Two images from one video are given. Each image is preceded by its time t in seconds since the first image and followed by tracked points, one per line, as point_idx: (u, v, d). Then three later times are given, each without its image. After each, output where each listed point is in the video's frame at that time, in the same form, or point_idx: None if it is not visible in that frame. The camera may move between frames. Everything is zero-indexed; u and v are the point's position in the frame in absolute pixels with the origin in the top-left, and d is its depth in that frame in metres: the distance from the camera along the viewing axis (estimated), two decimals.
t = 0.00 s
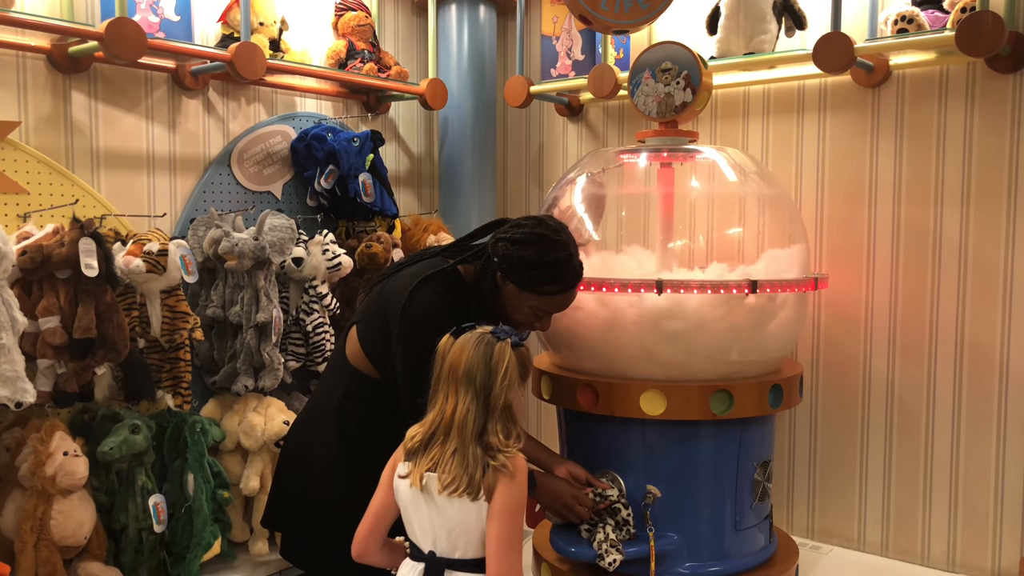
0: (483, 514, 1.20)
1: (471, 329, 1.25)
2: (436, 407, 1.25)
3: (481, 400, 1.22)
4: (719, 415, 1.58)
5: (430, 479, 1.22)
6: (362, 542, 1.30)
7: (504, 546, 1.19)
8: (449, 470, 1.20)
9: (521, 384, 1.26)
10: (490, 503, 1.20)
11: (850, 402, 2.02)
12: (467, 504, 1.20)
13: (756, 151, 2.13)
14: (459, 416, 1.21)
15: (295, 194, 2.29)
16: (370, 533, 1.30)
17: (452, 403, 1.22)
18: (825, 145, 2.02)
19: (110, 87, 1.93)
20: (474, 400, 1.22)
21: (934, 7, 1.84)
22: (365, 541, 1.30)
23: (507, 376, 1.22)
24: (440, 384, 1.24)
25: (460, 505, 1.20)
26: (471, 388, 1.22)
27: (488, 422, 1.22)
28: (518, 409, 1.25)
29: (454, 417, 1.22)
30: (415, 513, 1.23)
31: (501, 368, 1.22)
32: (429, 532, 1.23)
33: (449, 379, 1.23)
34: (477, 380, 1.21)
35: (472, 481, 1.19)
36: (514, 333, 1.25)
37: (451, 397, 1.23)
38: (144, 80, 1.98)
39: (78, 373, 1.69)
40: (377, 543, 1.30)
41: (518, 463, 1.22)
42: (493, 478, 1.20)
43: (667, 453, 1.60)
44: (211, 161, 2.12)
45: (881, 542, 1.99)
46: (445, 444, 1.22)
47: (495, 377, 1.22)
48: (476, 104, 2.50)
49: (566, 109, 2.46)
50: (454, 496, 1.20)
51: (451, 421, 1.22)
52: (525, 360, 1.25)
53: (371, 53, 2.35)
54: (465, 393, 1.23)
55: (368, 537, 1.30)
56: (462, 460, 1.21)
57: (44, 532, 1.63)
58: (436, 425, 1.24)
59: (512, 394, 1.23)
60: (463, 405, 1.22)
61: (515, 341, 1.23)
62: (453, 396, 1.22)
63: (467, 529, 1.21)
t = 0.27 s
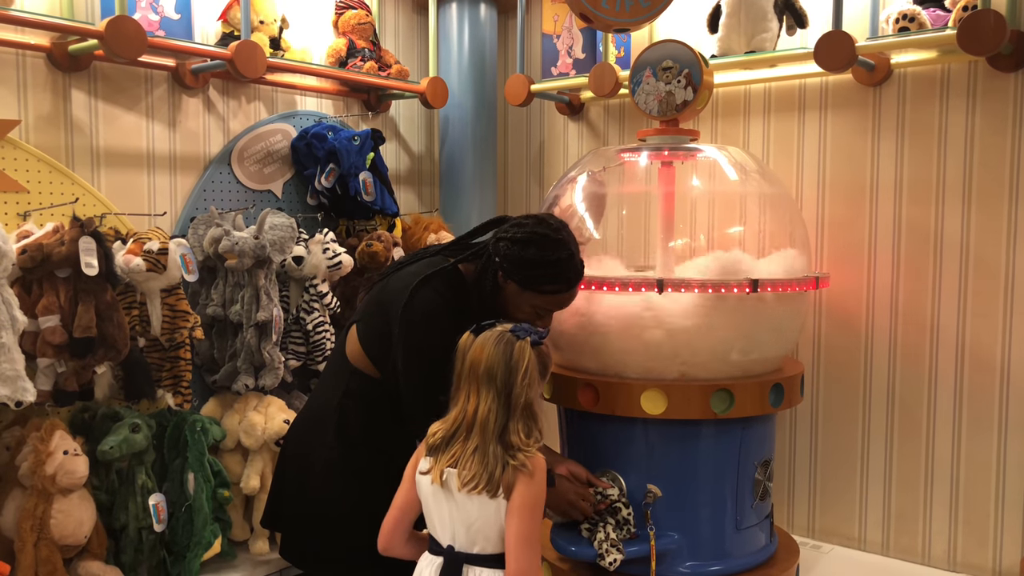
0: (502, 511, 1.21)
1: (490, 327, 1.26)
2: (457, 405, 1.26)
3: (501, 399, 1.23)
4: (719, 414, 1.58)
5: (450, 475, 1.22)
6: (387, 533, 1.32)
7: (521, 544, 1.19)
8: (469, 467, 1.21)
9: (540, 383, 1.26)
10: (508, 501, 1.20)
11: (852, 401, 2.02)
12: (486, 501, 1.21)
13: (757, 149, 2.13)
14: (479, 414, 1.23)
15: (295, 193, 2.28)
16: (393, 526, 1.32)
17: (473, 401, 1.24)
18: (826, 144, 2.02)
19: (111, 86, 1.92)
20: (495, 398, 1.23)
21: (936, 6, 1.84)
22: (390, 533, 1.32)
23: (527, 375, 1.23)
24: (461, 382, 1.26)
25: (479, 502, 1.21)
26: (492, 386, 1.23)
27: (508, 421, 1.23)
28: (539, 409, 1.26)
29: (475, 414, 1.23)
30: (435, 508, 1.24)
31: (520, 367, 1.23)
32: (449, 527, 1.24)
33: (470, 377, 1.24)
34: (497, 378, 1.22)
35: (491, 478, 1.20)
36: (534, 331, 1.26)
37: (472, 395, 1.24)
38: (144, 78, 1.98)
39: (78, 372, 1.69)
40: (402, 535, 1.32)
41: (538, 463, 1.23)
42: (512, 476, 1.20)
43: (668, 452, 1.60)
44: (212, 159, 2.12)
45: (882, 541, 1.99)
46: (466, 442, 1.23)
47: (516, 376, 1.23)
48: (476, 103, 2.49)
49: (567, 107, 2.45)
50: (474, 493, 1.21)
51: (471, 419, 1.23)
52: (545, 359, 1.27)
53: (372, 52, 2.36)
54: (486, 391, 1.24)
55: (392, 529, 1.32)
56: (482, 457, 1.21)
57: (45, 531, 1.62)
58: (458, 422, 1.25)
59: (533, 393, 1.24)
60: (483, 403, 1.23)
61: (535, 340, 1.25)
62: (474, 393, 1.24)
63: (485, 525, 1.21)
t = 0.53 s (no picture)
0: (512, 508, 1.21)
1: (499, 325, 1.26)
2: (468, 402, 1.26)
3: (511, 396, 1.23)
4: (720, 413, 1.58)
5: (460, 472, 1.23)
6: (398, 529, 1.32)
7: (531, 541, 1.19)
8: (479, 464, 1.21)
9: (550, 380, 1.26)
10: (518, 498, 1.20)
11: (852, 401, 2.02)
12: (496, 497, 1.21)
13: (757, 149, 2.13)
14: (489, 412, 1.23)
15: (296, 192, 2.29)
16: (404, 522, 1.32)
17: (483, 399, 1.24)
18: (827, 144, 2.02)
19: (112, 85, 1.93)
20: (505, 396, 1.23)
21: (936, 5, 1.84)
22: (401, 529, 1.32)
23: (537, 373, 1.23)
24: (471, 380, 1.26)
25: (489, 499, 1.21)
26: (502, 384, 1.23)
27: (518, 418, 1.23)
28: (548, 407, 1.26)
29: (485, 412, 1.23)
30: (445, 505, 1.25)
31: (530, 365, 1.23)
32: (459, 523, 1.24)
33: (480, 375, 1.25)
34: (507, 376, 1.23)
35: (501, 475, 1.20)
36: (543, 330, 1.26)
37: (482, 392, 1.24)
38: (145, 78, 1.98)
39: (80, 370, 1.69)
40: (412, 533, 1.32)
41: (548, 461, 1.23)
42: (522, 473, 1.20)
43: (669, 451, 1.61)
44: (213, 159, 2.12)
45: (882, 541, 1.99)
46: (476, 439, 1.24)
47: (525, 373, 1.23)
48: (477, 102, 2.49)
49: (567, 107, 2.45)
50: (484, 489, 1.21)
51: (481, 416, 1.24)
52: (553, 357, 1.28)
53: (372, 51, 2.36)
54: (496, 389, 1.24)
55: (402, 526, 1.32)
56: (492, 454, 1.22)
57: (46, 529, 1.63)
58: (468, 419, 1.25)
59: (543, 391, 1.24)
60: (493, 400, 1.23)
61: (544, 339, 1.25)
62: (484, 391, 1.24)
63: (495, 522, 1.22)
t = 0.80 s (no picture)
0: (513, 508, 1.22)
1: (497, 326, 1.26)
2: (465, 403, 1.26)
3: (509, 396, 1.23)
4: (718, 414, 1.59)
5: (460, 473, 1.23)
6: (397, 530, 1.33)
7: (533, 541, 1.20)
8: (479, 466, 1.22)
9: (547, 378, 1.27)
10: (519, 498, 1.21)
11: (849, 402, 2.03)
12: (497, 498, 1.21)
13: (755, 151, 2.13)
14: (488, 412, 1.23)
15: (295, 193, 2.29)
16: (402, 523, 1.32)
17: (481, 400, 1.24)
18: (825, 146, 2.03)
19: (112, 86, 1.93)
20: (503, 396, 1.23)
21: (934, 9, 1.85)
22: (400, 529, 1.32)
23: (535, 373, 1.24)
24: (469, 381, 1.26)
25: (490, 500, 1.22)
26: (500, 384, 1.23)
27: (517, 418, 1.23)
28: (546, 406, 1.27)
29: (484, 413, 1.23)
30: (445, 506, 1.25)
31: (528, 365, 1.23)
32: (459, 524, 1.24)
33: (478, 376, 1.25)
34: (506, 376, 1.23)
35: (501, 476, 1.21)
36: (541, 330, 1.26)
37: (480, 393, 1.24)
38: (145, 79, 1.99)
39: (79, 374, 1.70)
40: (410, 534, 1.33)
41: (548, 460, 1.23)
42: (523, 473, 1.21)
43: (668, 453, 1.61)
44: (212, 160, 2.13)
45: (880, 542, 2.00)
46: (474, 440, 1.24)
47: (524, 373, 1.23)
48: (476, 104, 2.50)
49: (566, 109, 2.46)
50: (484, 490, 1.21)
51: (480, 417, 1.24)
52: (551, 356, 1.27)
53: (371, 53, 2.36)
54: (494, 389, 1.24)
55: (401, 527, 1.32)
56: (491, 455, 1.22)
57: (46, 530, 1.63)
58: (466, 420, 1.25)
59: (541, 391, 1.25)
60: (492, 401, 1.23)
61: (542, 338, 1.25)
62: (482, 392, 1.24)
63: (496, 523, 1.22)
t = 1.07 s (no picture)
0: (514, 512, 1.22)
1: (493, 328, 1.27)
2: (463, 407, 1.26)
3: (508, 400, 1.23)
4: (718, 417, 1.59)
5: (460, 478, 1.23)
6: (398, 533, 1.33)
7: (534, 545, 1.20)
8: (479, 470, 1.22)
9: (545, 381, 1.27)
10: (520, 502, 1.21)
11: (848, 406, 2.03)
12: (497, 503, 1.21)
13: (755, 155, 2.14)
14: (486, 416, 1.23)
15: (296, 196, 2.29)
16: (403, 527, 1.32)
17: (479, 403, 1.24)
18: (824, 150, 2.03)
19: (113, 89, 1.93)
20: (501, 400, 1.23)
21: (933, 13, 1.85)
22: (401, 533, 1.33)
23: (533, 375, 1.24)
24: (466, 385, 1.26)
25: (490, 504, 1.22)
26: (498, 387, 1.23)
27: (516, 421, 1.24)
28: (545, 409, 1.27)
29: (482, 416, 1.24)
30: (445, 511, 1.25)
31: (525, 368, 1.23)
32: (460, 529, 1.25)
33: (476, 379, 1.25)
34: (504, 380, 1.23)
35: (501, 481, 1.21)
36: (538, 332, 1.26)
37: (478, 396, 1.24)
38: (145, 82, 1.99)
39: (80, 374, 1.69)
40: (411, 538, 1.33)
41: (548, 463, 1.23)
42: (523, 477, 1.21)
43: (667, 456, 1.61)
44: (213, 163, 2.13)
45: (879, 545, 2.00)
46: (473, 444, 1.24)
47: (521, 376, 1.23)
48: (476, 107, 2.51)
49: (566, 112, 2.46)
50: (484, 495, 1.21)
51: (478, 421, 1.24)
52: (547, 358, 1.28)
53: (372, 56, 2.37)
54: (491, 393, 1.24)
55: (402, 532, 1.32)
56: (490, 459, 1.22)
57: (46, 532, 1.63)
58: (464, 424, 1.25)
59: (539, 393, 1.25)
60: (490, 405, 1.23)
61: (539, 341, 1.25)
62: (481, 396, 1.24)
63: (496, 527, 1.22)
